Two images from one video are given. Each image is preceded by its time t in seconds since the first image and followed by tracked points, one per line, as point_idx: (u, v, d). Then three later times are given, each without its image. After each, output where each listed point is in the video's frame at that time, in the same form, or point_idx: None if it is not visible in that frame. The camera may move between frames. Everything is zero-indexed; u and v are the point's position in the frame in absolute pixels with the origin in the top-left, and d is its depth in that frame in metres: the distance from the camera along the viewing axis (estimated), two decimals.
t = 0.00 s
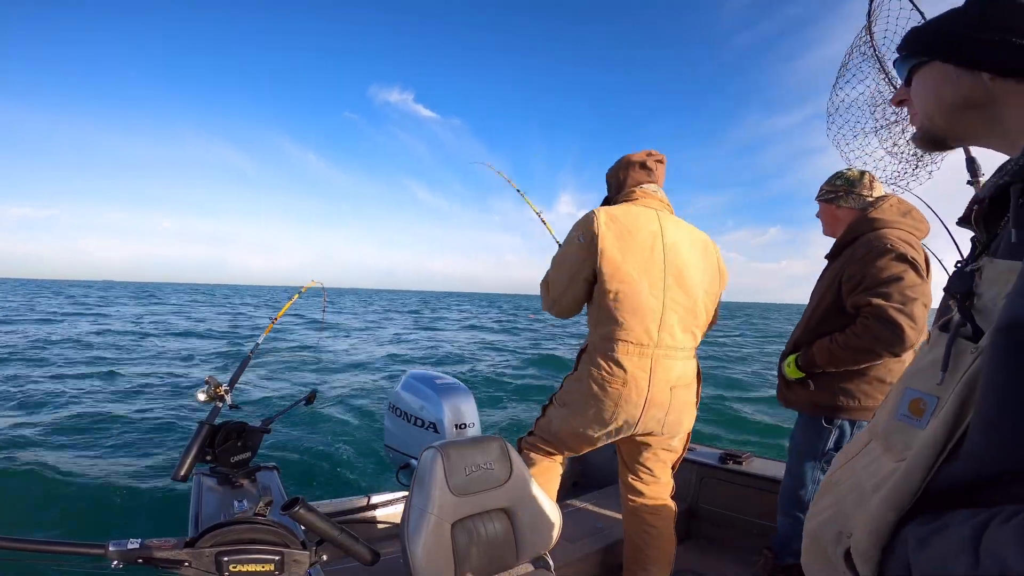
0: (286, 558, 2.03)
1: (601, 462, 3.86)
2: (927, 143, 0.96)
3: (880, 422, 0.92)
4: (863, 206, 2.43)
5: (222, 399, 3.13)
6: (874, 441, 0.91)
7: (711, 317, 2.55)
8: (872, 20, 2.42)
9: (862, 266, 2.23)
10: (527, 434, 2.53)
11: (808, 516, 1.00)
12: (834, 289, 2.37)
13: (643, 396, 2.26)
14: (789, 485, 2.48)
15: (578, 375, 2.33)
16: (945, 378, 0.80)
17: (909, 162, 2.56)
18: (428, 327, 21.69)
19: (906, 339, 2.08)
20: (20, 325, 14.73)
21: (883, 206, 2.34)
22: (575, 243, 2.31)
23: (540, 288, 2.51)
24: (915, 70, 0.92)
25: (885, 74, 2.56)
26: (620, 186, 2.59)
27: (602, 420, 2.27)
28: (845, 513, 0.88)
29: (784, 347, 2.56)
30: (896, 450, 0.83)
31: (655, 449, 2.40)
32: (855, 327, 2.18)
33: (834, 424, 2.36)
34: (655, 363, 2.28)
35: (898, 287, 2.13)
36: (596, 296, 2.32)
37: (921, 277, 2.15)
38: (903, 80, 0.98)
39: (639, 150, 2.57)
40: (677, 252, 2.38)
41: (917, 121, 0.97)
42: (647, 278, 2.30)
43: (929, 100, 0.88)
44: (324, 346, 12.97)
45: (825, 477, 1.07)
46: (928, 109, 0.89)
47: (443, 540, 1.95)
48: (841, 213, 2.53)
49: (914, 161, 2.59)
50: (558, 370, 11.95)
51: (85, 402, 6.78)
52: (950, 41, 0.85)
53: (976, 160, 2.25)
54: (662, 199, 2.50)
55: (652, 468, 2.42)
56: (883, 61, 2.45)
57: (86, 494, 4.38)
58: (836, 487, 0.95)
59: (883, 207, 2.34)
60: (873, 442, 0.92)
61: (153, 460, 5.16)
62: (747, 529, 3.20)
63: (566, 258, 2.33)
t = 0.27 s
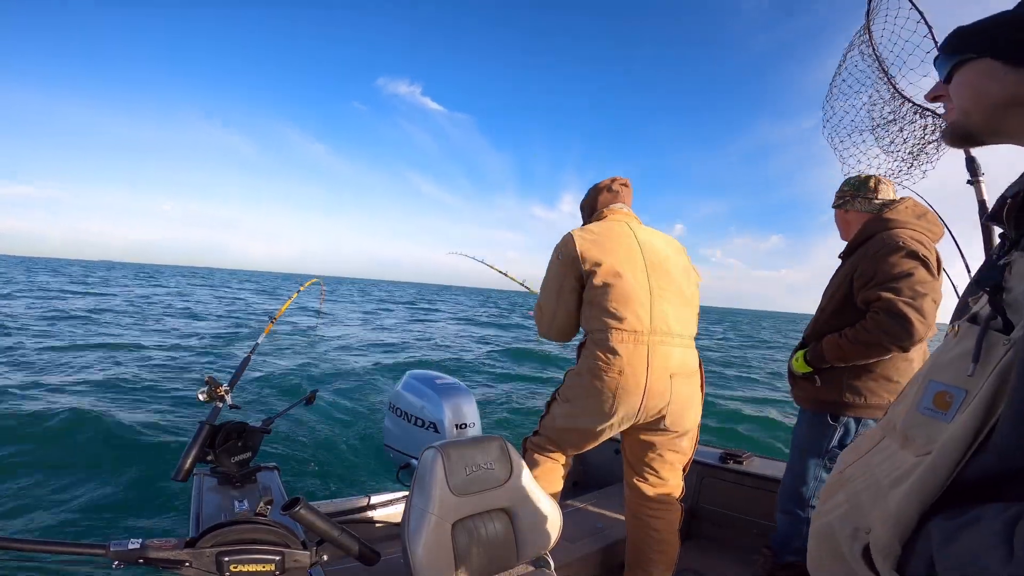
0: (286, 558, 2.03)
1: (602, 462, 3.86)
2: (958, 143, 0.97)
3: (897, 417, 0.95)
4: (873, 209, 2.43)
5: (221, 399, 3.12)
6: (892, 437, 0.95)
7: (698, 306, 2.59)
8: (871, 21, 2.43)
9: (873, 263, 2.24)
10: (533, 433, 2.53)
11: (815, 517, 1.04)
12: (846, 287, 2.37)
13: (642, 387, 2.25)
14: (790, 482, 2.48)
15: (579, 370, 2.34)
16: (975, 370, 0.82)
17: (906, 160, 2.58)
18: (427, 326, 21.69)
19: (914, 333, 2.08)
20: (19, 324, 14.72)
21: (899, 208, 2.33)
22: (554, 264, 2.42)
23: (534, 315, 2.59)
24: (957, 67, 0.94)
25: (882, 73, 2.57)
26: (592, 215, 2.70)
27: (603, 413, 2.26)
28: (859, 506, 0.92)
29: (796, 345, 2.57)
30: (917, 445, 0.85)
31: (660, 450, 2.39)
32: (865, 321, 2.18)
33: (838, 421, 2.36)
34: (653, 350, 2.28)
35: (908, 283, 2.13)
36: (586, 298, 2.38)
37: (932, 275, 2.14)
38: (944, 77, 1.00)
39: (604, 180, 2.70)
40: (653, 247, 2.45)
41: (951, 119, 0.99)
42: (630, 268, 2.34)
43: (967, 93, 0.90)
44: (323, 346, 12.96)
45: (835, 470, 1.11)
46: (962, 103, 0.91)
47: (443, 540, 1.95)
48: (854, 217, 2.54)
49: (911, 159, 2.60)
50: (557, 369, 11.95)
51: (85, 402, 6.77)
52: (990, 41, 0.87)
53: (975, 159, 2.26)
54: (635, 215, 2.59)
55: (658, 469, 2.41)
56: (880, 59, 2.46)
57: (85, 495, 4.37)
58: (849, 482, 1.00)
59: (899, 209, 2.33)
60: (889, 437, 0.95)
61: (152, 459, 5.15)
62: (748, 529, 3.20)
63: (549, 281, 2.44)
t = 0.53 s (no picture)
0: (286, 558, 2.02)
1: (602, 462, 3.86)
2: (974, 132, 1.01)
3: (900, 420, 0.96)
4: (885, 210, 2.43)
5: (221, 399, 3.12)
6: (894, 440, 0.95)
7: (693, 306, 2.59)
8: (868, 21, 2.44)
9: (876, 257, 2.26)
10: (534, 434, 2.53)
11: (812, 521, 1.04)
12: (852, 281, 2.38)
13: (645, 386, 2.25)
14: (793, 481, 2.48)
15: (582, 370, 2.34)
16: (979, 366, 0.83)
17: (900, 159, 2.59)
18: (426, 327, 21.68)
19: (915, 320, 2.08)
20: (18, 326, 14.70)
21: (906, 209, 2.32)
22: (549, 277, 2.44)
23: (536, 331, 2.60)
24: (964, 58, 0.97)
25: (879, 72, 2.57)
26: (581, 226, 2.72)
27: (607, 413, 2.26)
28: (856, 512, 0.93)
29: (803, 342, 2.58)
30: (918, 446, 0.87)
31: (662, 448, 2.40)
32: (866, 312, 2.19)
33: (845, 421, 2.36)
34: (654, 348, 2.28)
35: (910, 272, 2.14)
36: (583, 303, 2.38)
37: (936, 267, 2.14)
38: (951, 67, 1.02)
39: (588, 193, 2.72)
40: (643, 250, 2.46)
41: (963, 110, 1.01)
42: (625, 270, 2.35)
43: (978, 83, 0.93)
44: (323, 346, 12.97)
45: (836, 475, 1.11)
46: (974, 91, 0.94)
47: (443, 541, 1.95)
48: (866, 218, 2.54)
49: (905, 158, 2.61)
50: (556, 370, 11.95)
51: (83, 402, 6.75)
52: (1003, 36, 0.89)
53: (973, 159, 2.27)
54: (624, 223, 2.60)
55: (661, 467, 2.41)
56: (878, 58, 2.47)
57: (84, 494, 4.36)
58: (849, 488, 1.00)
59: (906, 210, 2.32)
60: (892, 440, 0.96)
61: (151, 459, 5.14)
62: (747, 529, 3.20)
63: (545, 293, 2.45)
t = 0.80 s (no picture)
0: (286, 558, 2.02)
1: (601, 462, 3.85)
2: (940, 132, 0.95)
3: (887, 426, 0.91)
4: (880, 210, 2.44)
5: (221, 399, 3.12)
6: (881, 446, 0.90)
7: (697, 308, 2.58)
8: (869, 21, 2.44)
9: (883, 257, 2.26)
10: (533, 433, 2.53)
11: (803, 531, 0.98)
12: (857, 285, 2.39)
13: (644, 389, 2.25)
14: (798, 484, 2.49)
15: (580, 373, 2.34)
16: (946, 374, 0.81)
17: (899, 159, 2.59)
18: (427, 327, 21.73)
19: (932, 322, 2.05)
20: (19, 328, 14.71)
21: (901, 209, 2.36)
22: (555, 267, 2.42)
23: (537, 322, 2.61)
24: (922, 50, 0.93)
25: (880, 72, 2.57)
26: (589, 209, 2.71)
27: (606, 414, 2.26)
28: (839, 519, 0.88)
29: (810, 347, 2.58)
30: (895, 453, 0.84)
31: (659, 450, 2.39)
32: (880, 314, 2.17)
33: (854, 425, 2.35)
34: (655, 352, 2.28)
35: (921, 272, 2.13)
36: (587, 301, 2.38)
37: (944, 266, 2.14)
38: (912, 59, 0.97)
39: (599, 173, 2.70)
40: (651, 248, 2.44)
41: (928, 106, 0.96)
42: (631, 272, 2.34)
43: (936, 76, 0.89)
44: (324, 347, 12.99)
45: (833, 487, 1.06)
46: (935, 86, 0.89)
47: (443, 540, 1.95)
48: (862, 217, 2.52)
49: (904, 158, 2.61)
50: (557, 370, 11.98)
51: (84, 402, 6.75)
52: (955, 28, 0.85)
53: (973, 158, 2.28)
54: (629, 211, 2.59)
55: (659, 468, 2.41)
56: (878, 58, 2.46)
57: (85, 494, 4.37)
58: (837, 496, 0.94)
59: (901, 210, 2.36)
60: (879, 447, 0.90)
61: (152, 459, 5.15)
62: (746, 529, 3.20)
63: (551, 284, 2.44)
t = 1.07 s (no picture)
0: (286, 558, 2.03)
1: (601, 462, 3.86)
2: (907, 138, 0.96)
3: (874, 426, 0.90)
4: (872, 207, 2.45)
5: (221, 399, 3.12)
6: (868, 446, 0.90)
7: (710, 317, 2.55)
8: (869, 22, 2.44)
9: (903, 261, 2.08)
10: (527, 433, 2.53)
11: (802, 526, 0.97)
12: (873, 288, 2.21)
13: (638, 393, 2.25)
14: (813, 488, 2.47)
15: (576, 376, 2.35)
16: (924, 382, 0.80)
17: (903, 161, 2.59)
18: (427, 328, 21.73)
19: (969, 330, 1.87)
20: (19, 331, 14.69)
21: (894, 205, 2.33)
22: (572, 248, 2.29)
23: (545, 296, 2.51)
24: (891, 60, 0.93)
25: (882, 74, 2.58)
26: (622, 178, 2.57)
27: (601, 418, 2.27)
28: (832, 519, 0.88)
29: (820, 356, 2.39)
30: (881, 456, 0.84)
31: (650, 446, 2.39)
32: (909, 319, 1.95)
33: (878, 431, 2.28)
34: (650, 361, 2.27)
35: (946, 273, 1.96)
36: (595, 301, 2.32)
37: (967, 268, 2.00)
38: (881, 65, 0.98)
39: (643, 139, 2.51)
40: (676, 250, 2.36)
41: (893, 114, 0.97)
42: (644, 284, 2.28)
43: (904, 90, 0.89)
44: (324, 348, 12.99)
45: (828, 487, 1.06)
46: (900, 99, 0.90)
47: (443, 540, 1.95)
48: (852, 215, 2.52)
49: (908, 160, 2.60)
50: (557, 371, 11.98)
51: (86, 403, 6.76)
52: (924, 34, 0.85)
53: (972, 159, 2.28)
54: (663, 193, 2.47)
55: (649, 464, 2.41)
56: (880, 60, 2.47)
57: (86, 494, 4.37)
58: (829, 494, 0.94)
59: (894, 206, 2.33)
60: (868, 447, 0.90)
61: (152, 460, 5.15)
62: (746, 529, 3.20)
63: (566, 265, 2.31)
